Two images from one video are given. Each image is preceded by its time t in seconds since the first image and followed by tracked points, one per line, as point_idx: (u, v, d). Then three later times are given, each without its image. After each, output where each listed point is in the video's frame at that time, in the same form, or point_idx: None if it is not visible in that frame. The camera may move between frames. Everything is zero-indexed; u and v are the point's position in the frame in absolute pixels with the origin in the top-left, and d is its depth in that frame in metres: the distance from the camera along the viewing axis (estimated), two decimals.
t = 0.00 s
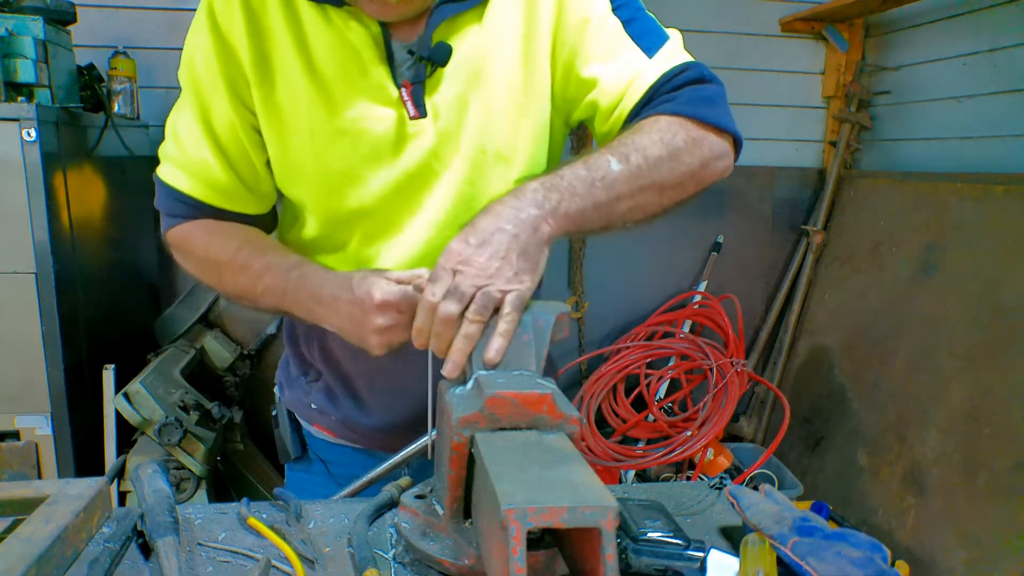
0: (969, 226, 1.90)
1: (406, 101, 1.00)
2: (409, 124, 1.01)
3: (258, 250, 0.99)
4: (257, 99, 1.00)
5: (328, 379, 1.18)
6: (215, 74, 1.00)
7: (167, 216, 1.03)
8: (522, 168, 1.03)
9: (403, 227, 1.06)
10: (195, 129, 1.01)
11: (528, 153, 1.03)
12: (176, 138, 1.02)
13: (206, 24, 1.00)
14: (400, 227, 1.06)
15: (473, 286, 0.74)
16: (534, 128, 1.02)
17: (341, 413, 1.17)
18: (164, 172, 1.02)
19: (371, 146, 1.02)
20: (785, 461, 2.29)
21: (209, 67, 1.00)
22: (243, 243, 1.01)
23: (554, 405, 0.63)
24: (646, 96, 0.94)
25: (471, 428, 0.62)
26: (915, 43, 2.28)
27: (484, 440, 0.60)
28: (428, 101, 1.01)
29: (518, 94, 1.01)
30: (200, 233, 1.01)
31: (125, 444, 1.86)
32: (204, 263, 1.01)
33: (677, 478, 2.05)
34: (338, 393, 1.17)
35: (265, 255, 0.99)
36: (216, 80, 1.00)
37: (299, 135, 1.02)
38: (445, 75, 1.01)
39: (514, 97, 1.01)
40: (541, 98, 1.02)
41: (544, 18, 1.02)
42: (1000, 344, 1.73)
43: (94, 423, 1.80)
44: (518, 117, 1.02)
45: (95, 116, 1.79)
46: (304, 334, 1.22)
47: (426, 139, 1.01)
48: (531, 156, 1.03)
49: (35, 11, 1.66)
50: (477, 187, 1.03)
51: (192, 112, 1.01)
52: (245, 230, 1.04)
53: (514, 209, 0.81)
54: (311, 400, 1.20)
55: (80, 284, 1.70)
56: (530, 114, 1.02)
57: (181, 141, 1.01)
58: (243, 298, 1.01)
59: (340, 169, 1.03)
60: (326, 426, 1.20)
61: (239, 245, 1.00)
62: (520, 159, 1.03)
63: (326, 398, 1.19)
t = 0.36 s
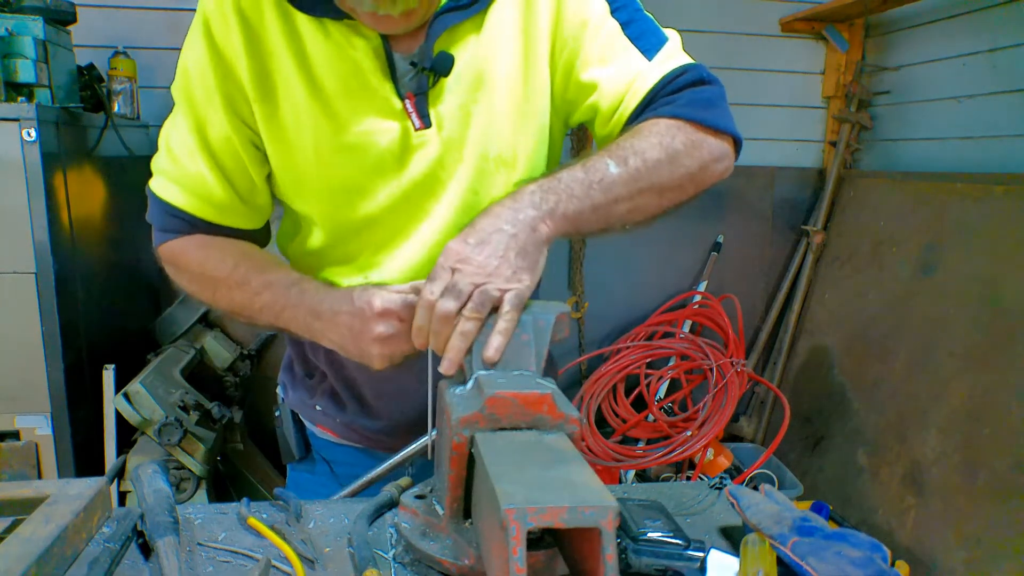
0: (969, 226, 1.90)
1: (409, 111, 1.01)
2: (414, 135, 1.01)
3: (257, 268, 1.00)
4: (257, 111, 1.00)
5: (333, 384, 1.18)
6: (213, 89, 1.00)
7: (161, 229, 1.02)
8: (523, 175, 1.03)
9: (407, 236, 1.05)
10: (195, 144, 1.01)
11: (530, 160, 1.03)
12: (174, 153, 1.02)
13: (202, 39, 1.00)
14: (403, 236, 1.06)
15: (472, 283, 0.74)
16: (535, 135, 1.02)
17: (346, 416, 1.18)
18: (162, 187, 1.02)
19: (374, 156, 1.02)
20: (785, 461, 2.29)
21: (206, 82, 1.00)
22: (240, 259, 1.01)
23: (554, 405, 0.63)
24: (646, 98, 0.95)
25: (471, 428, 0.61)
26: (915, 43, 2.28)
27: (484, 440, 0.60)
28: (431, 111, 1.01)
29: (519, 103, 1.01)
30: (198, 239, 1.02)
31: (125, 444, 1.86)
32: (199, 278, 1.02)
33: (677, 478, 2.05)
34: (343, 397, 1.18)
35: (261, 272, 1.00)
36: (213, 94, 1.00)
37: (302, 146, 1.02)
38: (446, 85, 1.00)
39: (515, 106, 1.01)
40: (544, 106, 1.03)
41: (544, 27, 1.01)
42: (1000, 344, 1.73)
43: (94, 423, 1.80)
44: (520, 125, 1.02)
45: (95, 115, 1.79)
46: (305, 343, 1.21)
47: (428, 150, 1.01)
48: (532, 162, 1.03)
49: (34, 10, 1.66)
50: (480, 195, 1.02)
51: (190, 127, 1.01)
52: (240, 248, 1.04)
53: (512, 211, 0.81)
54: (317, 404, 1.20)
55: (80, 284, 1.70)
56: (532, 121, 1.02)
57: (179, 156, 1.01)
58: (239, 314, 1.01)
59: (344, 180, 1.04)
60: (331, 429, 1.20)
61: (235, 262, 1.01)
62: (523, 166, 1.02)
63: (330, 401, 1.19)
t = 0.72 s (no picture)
0: (969, 226, 1.91)
1: (421, 99, 1.00)
2: (424, 123, 1.01)
3: (254, 258, 1.00)
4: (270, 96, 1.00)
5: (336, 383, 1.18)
6: (228, 72, 0.99)
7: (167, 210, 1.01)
8: (529, 167, 1.04)
9: (413, 226, 1.05)
10: (205, 125, 0.99)
11: (537, 153, 1.04)
12: (184, 135, 1.00)
13: (219, 21, 0.99)
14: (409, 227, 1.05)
15: (474, 293, 0.74)
16: (542, 126, 1.03)
17: (349, 414, 1.17)
18: (170, 168, 1.00)
19: (385, 144, 1.02)
20: (785, 462, 2.29)
21: (221, 65, 0.99)
22: (240, 248, 1.01)
23: (554, 405, 0.63)
24: (640, 108, 0.95)
25: (471, 428, 0.61)
26: (915, 43, 2.28)
27: (484, 440, 0.60)
28: (443, 101, 1.01)
29: (529, 93, 1.02)
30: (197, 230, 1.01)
31: (125, 444, 1.86)
32: (195, 262, 1.01)
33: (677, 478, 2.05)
34: (346, 395, 1.18)
35: (261, 263, 0.99)
36: (227, 76, 0.99)
37: (314, 133, 1.02)
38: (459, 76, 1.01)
39: (525, 98, 1.02)
40: (550, 99, 1.03)
41: (553, 21, 1.03)
42: (1000, 343, 1.73)
43: (94, 423, 1.80)
44: (528, 117, 1.02)
45: (95, 116, 1.79)
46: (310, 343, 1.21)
47: (439, 138, 1.01)
48: (538, 154, 1.04)
49: (35, 10, 1.66)
50: (487, 184, 1.02)
51: (201, 109, 0.99)
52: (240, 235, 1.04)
53: (523, 218, 0.80)
54: (318, 402, 1.20)
55: (80, 284, 1.70)
56: (540, 114, 1.03)
57: (189, 138, 1.00)
58: (234, 300, 1.00)
59: (353, 168, 1.03)
60: (333, 427, 1.20)
61: (236, 251, 1.00)
62: (529, 158, 1.03)
63: (333, 400, 1.19)
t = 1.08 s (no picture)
0: (969, 226, 1.91)
1: (427, 115, 1.01)
2: (430, 139, 1.01)
3: (258, 267, 1.00)
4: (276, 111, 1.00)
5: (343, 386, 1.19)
6: (234, 87, 0.99)
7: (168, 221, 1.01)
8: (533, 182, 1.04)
9: (417, 241, 1.05)
10: (209, 139, 0.99)
11: (541, 168, 1.04)
12: (187, 148, 1.00)
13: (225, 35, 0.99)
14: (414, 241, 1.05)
15: (471, 287, 0.73)
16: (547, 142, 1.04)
17: (354, 416, 1.18)
18: (174, 181, 1.00)
19: (391, 160, 1.02)
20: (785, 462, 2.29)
21: (226, 80, 0.99)
22: (242, 258, 1.01)
23: (554, 405, 0.63)
24: (645, 120, 0.96)
25: (471, 428, 0.61)
26: (915, 43, 2.28)
27: (484, 440, 0.60)
28: (449, 117, 1.02)
29: (535, 110, 1.02)
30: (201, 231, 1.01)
31: (125, 444, 1.86)
32: (197, 272, 1.01)
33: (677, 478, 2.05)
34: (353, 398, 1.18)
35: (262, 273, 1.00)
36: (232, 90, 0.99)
37: (320, 148, 1.02)
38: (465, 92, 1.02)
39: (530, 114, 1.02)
40: (554, 114, 1.04)
41: (558, 39, 1.03)
42: (1000, 343, 1.73)
43: (94, 423, 1.80)
44: (533, 133, 1.03)
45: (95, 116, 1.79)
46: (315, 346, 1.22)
47: (444, 154, 1.01)
48: (542, 169, 1.04)
49: (35, 10, 1.66)
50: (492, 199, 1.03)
51: (206, 124, 1.00)
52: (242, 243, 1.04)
53: (517, 218, 0.81)
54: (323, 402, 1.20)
55: (80, 284, 1.70)
56: (545, 129, 1.04)
57: (193, 152, 1.00)
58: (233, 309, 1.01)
59: (359, 183, 1.04)
60: (339, 427, 1.20)
61: (238, 261, 1.00)
62: (534, 172, 1.03)
63: (339, 401, 1.20)
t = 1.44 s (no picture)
0: (969, 226, 1.91)
1: (432, 72, 0.99)
2: (436, 100, 0.99)
3: (265, 229, 0.98)
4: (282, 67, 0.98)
5: (328, 375, 1.15)
6: (246, 43, 0.98)
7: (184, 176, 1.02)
8: (537, 156, 1.04)
9: (417, 208, 1.03)
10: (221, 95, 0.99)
11: (548, 140, 1.04)
12: (204, 105, 1.00)
13: None
14: (413, 208, 1.03)
15: (474, 290, 0.73)
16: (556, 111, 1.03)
17: (342, 407, 1.14)
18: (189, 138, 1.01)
19: (396, 121, 1.00)
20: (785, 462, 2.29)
21: (240, 37, 0.98)
22: (251, 216, 0.99)
23: (554, 405, 0.63)
24: (632, 120, 0.96)
25: (471, 428, 0.61)
26: (915, 43, 2.28)
27: (484, 440, 0.60)
28: (456, 77, 0.99)
29: (544, 77, 1.02)
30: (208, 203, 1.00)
31: (125, 444, 1.86)
32: (208, 232, 1.00)
33: (677, 478, 2.05)
34: (339, 388, 1.14)
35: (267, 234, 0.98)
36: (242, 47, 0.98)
37: (323, 107, 0.99)
38: (473, 55, 1.00)
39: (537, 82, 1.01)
40: (562, 83, 1.03)
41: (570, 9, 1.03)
42: (1000, 343, 1.73)
43: (94, 423, 1.80)
44: (542, 99, 1.02)
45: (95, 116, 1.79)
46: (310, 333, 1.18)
47: (450, 116, 1.00)
48: (549, 141, 1.04)
49: (34, 10, 1.66)
50: (494, 167, 1.02)
51: (221, 82, 0.99)
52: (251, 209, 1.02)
53: (524, 219, 0.80)
54: (310, 398, 1.17)
55: (80, 285, 1.70)
56: (550, 100, 1.03)
57: (209, 109, 1.00)
58: (239, 270, 0.99)
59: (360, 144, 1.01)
60: (325, 429, 1.19)
61: (246, 221, 0.99)
62: (535, 147, 1.03)
63: (325, 393, 1.15)
